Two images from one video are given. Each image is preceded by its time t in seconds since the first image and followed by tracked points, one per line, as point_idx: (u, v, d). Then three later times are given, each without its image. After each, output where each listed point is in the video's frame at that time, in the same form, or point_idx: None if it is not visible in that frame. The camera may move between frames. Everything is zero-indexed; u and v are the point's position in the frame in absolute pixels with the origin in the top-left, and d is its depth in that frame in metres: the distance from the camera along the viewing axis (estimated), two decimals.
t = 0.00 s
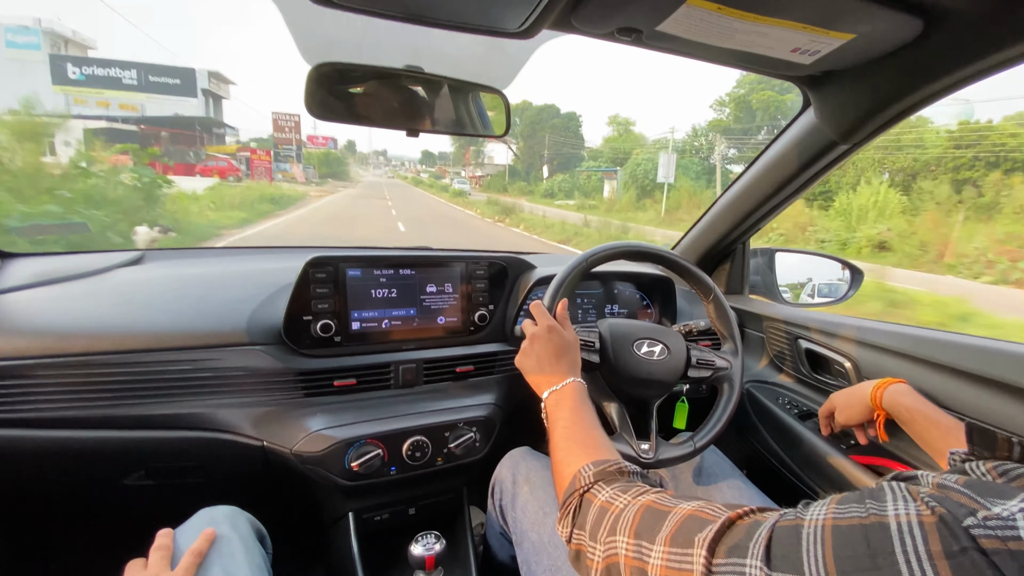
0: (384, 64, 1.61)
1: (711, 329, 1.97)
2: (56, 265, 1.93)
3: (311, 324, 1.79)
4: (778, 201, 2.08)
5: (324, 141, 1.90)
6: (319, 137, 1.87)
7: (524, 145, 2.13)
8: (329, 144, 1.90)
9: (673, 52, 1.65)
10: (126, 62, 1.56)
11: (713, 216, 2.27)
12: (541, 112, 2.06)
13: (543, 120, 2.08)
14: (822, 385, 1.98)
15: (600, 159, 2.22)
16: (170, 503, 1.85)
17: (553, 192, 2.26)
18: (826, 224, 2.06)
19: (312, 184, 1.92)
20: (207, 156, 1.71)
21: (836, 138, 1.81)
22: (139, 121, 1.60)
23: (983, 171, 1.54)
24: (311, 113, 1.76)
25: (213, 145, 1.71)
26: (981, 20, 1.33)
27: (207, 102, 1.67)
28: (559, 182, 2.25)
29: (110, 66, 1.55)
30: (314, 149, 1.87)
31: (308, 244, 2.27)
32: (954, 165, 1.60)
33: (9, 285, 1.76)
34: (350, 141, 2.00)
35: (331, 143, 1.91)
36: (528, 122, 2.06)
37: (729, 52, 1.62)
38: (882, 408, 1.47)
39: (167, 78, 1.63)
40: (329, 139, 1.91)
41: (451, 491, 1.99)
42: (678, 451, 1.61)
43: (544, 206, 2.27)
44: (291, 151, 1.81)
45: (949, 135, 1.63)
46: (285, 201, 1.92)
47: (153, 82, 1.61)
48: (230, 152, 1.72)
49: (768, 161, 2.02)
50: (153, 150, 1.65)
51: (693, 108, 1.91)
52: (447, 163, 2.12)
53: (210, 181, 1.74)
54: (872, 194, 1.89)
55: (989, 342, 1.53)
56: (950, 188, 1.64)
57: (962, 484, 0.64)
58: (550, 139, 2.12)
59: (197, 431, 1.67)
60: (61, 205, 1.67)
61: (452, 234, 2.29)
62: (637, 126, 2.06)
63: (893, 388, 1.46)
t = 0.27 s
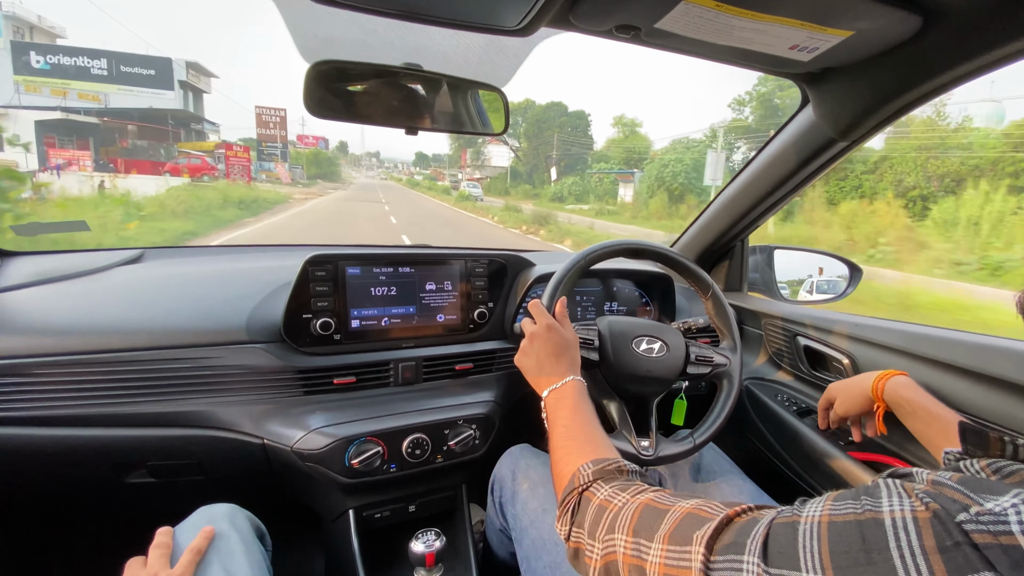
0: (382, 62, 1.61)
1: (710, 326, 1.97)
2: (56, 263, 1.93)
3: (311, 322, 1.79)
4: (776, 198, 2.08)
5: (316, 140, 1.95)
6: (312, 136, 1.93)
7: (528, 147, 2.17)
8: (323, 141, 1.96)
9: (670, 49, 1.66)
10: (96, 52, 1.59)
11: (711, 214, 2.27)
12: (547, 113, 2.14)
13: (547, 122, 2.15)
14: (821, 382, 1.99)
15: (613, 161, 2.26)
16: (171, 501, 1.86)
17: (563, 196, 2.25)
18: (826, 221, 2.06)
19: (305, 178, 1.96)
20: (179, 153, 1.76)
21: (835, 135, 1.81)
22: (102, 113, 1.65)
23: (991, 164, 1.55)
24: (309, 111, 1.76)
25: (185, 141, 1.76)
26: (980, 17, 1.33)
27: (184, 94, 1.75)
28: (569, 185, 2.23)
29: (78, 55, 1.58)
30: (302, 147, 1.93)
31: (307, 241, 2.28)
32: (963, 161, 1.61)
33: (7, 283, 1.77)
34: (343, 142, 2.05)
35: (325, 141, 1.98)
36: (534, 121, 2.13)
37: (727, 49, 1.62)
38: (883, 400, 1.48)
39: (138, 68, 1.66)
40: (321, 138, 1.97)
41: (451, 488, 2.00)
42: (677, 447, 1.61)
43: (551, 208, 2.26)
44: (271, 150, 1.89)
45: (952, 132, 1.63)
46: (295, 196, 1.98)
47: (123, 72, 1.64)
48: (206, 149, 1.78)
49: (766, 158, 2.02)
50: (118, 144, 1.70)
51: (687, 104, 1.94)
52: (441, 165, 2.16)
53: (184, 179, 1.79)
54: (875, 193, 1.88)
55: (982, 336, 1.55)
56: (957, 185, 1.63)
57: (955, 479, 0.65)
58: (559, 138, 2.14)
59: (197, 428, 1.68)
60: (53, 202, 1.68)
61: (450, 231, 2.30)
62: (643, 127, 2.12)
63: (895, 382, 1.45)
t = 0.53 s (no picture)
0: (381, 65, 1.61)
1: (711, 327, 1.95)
2: (54, 268, 1.93)
3: (310, 326, 1.79)
4: (774, 200, 2.08)
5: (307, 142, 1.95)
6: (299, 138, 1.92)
7: (532, 151, 2.20)
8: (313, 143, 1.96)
9: (669, 51, 1.66)
10: (60, 41, 1.49)
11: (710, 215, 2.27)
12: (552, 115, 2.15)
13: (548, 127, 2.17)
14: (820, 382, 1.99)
15: (628, 164, 2.25)
16: (170, 506, 1.85)
17: (575, 202, 2.29)
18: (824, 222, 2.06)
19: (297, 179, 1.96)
20: (147, 151, 1.70)
21: (834, 136, 1.81)
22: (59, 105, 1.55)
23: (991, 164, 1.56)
24: (308, 114, 1.76)
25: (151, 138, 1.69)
26: (979, 18, 1.33)
27: (160, 89, 1.70)
28: (580, 189, 2.29)
29: (40, 44, 1.48)
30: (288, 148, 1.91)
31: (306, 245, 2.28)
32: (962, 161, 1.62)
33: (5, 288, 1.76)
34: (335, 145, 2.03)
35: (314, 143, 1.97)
36: (540, 121, 2.15)
37: (725, 51, 1.62)
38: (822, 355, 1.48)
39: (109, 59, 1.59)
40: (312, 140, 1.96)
41: (452, 491, 1.99)
42: (678, 449, 1.61)
43: (566, 215, 2.30)
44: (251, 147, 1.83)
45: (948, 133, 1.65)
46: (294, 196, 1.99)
47: (91, 63, 1.56)
48: (178, 148, 1.73)
49: (764, 160, 2.02)
50: (80, 142, 1.60)
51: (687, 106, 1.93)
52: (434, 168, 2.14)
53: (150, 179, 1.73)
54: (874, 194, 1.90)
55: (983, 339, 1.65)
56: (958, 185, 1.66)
57: (960, 495, 0.65)
58: (569, 138, 2.18)
59: (196, 433, 1.67)
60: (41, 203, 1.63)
61: (448, 235, 2.30)
62: (650, 131, 2.11)
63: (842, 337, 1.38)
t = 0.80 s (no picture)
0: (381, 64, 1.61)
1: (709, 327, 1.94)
2: (53, 266, 1.93)
3: (310, 324, 1.80)
4: (771, 201, 2.10)
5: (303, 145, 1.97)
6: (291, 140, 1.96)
7: (540, 149, 2.19)
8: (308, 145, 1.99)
9: (667, 52, 1.67)
10: (24, 29, 1.42)
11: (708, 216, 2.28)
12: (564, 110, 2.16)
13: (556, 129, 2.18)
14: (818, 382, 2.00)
15: (651, 167, 2.26)
16: (168, 504, 1.85)
17: (592, 207, 2.27)
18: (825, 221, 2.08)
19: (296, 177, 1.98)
20: (105, 149, 1.64)
21: (832, 137, 1.82)
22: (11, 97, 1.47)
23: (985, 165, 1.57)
24: (308, 113, 1.76)
25: (112, 135, 1.65)
26: (975, 20, 1.34)
27: (128, 80, 1.64)
28: (597, 195, 2.26)
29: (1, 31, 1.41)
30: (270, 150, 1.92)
31: (305, 244, 2.28)
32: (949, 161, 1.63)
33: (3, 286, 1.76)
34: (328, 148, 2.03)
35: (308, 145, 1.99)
36: (551, 121, 2.15)
37: (723, 52, 1.63)
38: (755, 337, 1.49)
39: (80, 49, 1.53)
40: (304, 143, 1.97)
41: (450, 490, 2.00)
42: (680, 447, 1.62)
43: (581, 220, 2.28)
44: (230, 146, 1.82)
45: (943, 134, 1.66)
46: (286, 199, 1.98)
47: (56, 52, 1.50)
48: (140, 146, 1.69)
49: (763, 161, 2.03)
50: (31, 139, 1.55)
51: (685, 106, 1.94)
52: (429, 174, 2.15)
53: (102, 181, 1.65)
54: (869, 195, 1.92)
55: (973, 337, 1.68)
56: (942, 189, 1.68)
57: (956, 527, 0.64)
58: (584, 139, 2.17)
59: (194, 431, 1.68)
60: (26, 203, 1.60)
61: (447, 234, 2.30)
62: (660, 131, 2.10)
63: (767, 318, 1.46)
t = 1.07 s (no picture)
0: (377, 67, 1.62)
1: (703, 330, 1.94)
2: (47, 266, 1.93)
3: (305, 326, 1.79)
4: (766, 206, 2.10)
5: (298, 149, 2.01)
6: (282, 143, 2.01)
7: (549, 151, 2.21)
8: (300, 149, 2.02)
9: (663, 57, 1.68)
10: None
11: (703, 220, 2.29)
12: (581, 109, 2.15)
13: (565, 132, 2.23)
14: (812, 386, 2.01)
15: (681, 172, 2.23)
16: (162, 505, 1.84)
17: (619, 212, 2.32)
18: (819, 226, 2.09)
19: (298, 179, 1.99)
20: (54, 147, 1.63)
21: (826, 142, 1.83)
22: None
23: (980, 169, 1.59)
24: (304, 115, 1.76)
25: (67, 133, 1.65)
26: (968, 27, 1.35)
27: (95, 75, 1.67)
28: (620, 199, 2.33)
29: None
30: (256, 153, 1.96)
31: (301, 246, 2.29)
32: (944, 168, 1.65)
33: None
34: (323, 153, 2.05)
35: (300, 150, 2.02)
36: (563, 121, 2.20)
37: (718, 57, 1.64)
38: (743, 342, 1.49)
39: (43, 41, 1.57)
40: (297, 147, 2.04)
41: (445, 492, 2.00)
42: (678, 448, 1.61)
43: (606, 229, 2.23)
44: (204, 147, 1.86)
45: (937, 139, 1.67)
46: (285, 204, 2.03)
47: (17, 42, 1.52)
48: (87, 144, 1.68)
49: (758, 166, 2.04)
50: None
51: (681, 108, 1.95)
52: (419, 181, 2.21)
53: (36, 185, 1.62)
54: (869, 200, 1.93)
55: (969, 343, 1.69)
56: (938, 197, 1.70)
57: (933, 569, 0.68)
58: (603, 138, 2.23)
59: (188, 432, 1.67)
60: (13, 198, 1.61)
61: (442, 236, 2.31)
62: (672, 134, 2.12)
63: (759, 324, 1.46)
